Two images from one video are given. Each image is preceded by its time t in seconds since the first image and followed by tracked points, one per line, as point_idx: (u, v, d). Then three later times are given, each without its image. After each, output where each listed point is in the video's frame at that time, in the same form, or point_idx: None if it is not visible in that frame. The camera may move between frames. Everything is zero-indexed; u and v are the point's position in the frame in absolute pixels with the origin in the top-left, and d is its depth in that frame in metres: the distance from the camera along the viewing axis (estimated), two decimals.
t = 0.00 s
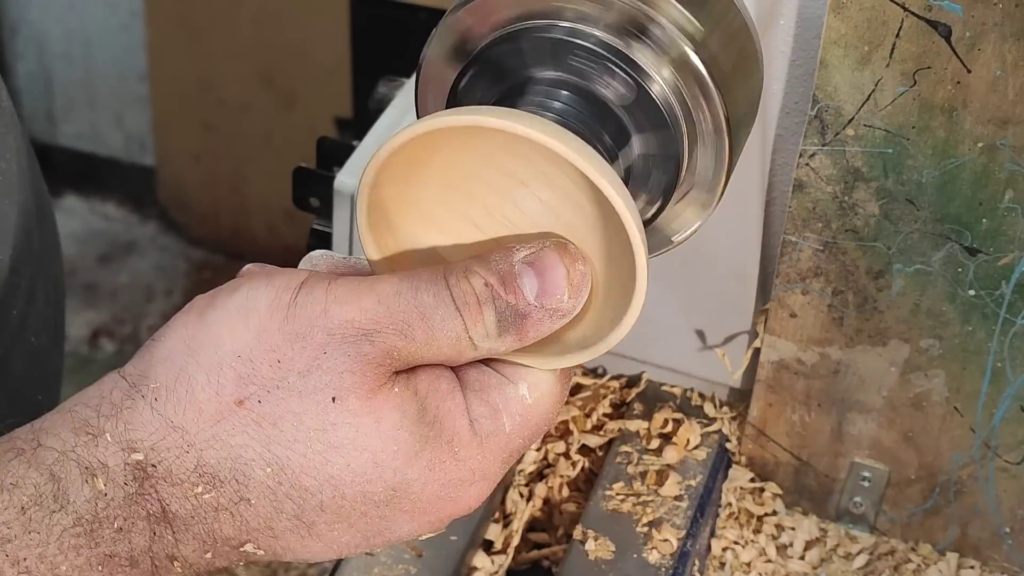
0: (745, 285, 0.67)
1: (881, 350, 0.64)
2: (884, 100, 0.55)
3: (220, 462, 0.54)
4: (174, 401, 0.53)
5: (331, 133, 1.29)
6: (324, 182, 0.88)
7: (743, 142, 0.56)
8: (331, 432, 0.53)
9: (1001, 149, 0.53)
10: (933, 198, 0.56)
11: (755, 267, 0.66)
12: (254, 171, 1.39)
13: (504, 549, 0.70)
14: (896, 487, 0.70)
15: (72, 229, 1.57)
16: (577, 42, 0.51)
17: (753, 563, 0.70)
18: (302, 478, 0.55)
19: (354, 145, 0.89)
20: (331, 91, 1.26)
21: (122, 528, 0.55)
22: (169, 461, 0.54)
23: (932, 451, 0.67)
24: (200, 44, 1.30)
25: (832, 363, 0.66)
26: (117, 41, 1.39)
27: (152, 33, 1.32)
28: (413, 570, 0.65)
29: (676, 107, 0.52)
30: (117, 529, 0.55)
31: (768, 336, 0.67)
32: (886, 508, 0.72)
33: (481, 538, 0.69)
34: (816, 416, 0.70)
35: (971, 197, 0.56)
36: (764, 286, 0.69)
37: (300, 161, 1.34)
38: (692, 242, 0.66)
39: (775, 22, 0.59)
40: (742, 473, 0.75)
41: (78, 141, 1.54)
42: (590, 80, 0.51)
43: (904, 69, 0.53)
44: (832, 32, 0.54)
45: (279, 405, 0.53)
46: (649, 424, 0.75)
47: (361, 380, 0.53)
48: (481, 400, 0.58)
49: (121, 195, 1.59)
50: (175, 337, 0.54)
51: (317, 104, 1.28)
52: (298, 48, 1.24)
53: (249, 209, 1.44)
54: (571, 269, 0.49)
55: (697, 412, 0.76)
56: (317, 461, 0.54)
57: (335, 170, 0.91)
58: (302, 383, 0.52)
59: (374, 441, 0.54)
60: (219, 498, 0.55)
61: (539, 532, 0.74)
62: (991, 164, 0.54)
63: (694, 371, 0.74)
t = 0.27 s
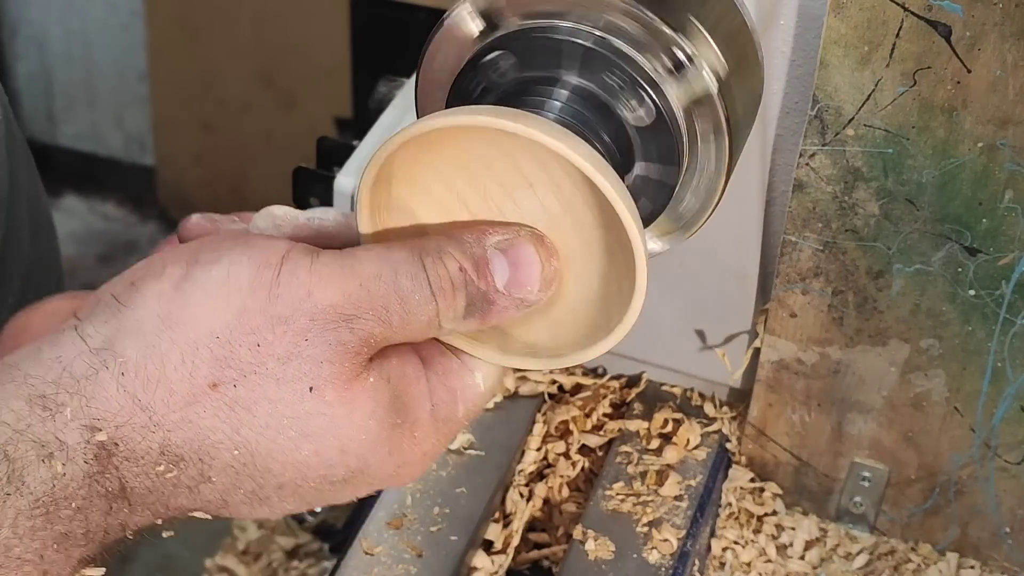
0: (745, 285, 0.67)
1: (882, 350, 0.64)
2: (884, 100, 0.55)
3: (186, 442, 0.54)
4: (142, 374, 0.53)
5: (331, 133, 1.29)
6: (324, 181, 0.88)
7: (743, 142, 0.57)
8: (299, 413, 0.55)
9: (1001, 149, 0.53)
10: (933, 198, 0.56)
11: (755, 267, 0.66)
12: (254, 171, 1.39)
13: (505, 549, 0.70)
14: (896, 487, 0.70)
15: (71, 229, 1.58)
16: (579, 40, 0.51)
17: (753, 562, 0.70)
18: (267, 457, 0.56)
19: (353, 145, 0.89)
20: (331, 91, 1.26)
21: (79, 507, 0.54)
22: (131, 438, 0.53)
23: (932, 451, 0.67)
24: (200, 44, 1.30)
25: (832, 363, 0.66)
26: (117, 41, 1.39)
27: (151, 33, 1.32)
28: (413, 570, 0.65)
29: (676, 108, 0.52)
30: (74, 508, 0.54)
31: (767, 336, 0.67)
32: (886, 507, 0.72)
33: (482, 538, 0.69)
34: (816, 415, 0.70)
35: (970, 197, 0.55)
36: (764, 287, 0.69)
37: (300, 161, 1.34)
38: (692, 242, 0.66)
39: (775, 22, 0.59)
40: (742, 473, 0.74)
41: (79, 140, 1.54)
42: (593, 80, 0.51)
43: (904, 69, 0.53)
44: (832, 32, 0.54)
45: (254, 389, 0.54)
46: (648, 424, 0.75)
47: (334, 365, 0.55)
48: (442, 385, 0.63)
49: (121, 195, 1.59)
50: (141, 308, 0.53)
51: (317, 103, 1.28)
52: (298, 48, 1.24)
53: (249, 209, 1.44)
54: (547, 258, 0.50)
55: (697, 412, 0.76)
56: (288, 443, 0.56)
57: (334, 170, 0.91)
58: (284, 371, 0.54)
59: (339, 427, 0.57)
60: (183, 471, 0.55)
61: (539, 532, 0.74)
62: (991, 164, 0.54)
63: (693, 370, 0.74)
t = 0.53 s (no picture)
0: (745, 284, 0.67)
1: (881, 350, 0.64)
2: (884, 100, 0.55)
3: (117, 448, 0.51)
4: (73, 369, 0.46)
5: (331, 133, 1.29)
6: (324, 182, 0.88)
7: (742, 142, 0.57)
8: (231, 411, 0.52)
9: (1000, 149, 0.53)
10: (933, 198, 0.56)
11: (756, 267, 0.66)
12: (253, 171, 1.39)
13: (505, 548, 0.70)
14: (896, 487, 0.70)
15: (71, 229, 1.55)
16: (577, 38, 0.50)
17: (753, 563, 0.70)
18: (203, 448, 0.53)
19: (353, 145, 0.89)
20: (331, 90, 1.26)
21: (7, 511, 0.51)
22: (65, 448, 0.50)
23: (932, 451, 0.67)
24: (200, 44, 1.29)
25: (832, 363, 0.66)
26: (117, 41, 1.39)
27: (151, 33, 1.32)
28: (413, 570, 0.65)
29: (675, 108, 0.52)
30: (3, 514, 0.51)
31: (767, 336, 0.67)
32: (886, 507, 0.72)
33: (481, 538, 0.69)
34: (816, 415, 0.70)
35: (970, 197, 0.55)
36: (764, 286, 0.69)
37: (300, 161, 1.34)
38: (692, 242, 0.66)
39: (775, 22, 0.59)
40: (742, 473, 0.74)
41: (79, 141, 1.54)
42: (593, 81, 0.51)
43: (904, 69, 0.53)
44: (832, 32, 0.54)
45: (184, 407, 0.50)
46: (648, 424, 0.75)
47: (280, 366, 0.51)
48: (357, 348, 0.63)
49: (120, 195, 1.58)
50: (70, 299, 0.45)
51: (317, 103, 1.28)
52: (298, 48, 1.24)
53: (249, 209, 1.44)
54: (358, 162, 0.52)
55: (697, 411, 0.76)
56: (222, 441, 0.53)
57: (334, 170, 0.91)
58: (217, 386, 0.49)
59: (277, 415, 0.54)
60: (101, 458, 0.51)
61: (539, 532, 0.74)
62: (991, 164, 0.54)
63: (693, 371, 0.74)
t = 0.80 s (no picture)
0: (745, 284, 0.67)
1: (881, 350, 0.64)
2: (885, 100, 0.55)
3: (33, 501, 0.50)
4: None
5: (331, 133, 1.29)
6: (325, 181, 0.88)
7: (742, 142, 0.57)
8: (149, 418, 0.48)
9: (1000, 149, 0.53)
10: (933, 198, 0.56)
11: (756, 266, 0.66)
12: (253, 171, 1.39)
13: (505, 548, 0.70)
14: (896, 487, 0.70)
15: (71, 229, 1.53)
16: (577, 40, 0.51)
17: (753, 563, 0.70)
18: None
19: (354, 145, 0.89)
20: (331, 91, 1.26)
21: None
22: None
23: (932, 451, 0.67)
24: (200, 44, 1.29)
25: (832, 363, 0.66)
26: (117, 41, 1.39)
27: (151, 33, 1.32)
28: (413, 570, 0.65)
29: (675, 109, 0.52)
30: None
31: (767, 336, 0.67)
32: (886, 508, 0.72)
33: (481, 538, 0.69)
34: (816, 416, 0.70)
35: (971, 197, 0.55)
36: (764, 286, 0.69)
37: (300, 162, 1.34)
38: (692, 242, 0.66)
39: (776, 22, 0.59)
40: (742, 473, 0.74)
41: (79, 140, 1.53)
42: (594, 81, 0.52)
43: (904, 69, 0.53)
44: (832, 32, 0.54)
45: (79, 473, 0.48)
46: (648, 424, 0.75)
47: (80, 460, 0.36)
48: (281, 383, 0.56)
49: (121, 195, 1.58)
50: None
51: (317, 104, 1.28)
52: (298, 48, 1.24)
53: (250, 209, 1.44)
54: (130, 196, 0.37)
55: (698, 411, 0.76)
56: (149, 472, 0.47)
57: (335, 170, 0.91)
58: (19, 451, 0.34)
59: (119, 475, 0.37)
60: None
61: (539, 532, 0.74)
62: (991, 164, 0.54)
63: (693, 370, 0.74)
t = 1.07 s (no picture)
0: (745, 285, 0.67)
1: (882, 350, 0.64)
2: (884, 100, 0.55)
3: None
4: None
5: (331, 134, 1.29)
6: (325, 181, 0.88)
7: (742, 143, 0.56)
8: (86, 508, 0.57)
9: (1000, 149, 0.53)
10: (933, 198, 0.56)
11: (755, 266, 0.66)
12: (253, 171, 1.39)
13: (505, 548, 0.70)
14: (896, 487, 0.70)
15: (72, 229, 1.54)
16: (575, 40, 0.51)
17: (753, 563, 0.70)
18: None
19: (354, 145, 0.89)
20: (331, 91, 1.26)
21: None
22: None
23: (932, 451, 0.67)
24: (200, 44, 1.29)
25: (832, 363, 0.66)
26: (117, 41, 1.39)
27: (151, 33, 1.32)
28: (413, 570, 0.65)
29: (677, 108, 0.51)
30: None
31: (768, 336, 0.67)
32: (886, 508, 0.72)
33: (482, 538, 0.69)
34: (816, 415, 0.70)
35: (971, 197, 0.55)
36: (764, 286, 0.69)
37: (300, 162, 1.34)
38: (692, 242, 0.66)
39: (776, 22, 0.59)
40: (742, 473, 0.74)
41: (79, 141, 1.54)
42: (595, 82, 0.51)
43: (904, 69, 0.53)
44: (833, 32, 0.54)
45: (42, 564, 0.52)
46: (648, 424, 0.75)
47: None
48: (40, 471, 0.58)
49: (121, 195, 1.58)
50: None
51: (317, 104, 1.28)
52: (299, 48, 1.24)
53: (250, 209, 1.44)
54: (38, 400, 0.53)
55: (697, 411, 0.76)
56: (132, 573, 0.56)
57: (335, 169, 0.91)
58: None
59: None
60: None
61: (539, 532, 0.74)
62: (991, 164, 0.54)
63: (693, 370, 0.73)
